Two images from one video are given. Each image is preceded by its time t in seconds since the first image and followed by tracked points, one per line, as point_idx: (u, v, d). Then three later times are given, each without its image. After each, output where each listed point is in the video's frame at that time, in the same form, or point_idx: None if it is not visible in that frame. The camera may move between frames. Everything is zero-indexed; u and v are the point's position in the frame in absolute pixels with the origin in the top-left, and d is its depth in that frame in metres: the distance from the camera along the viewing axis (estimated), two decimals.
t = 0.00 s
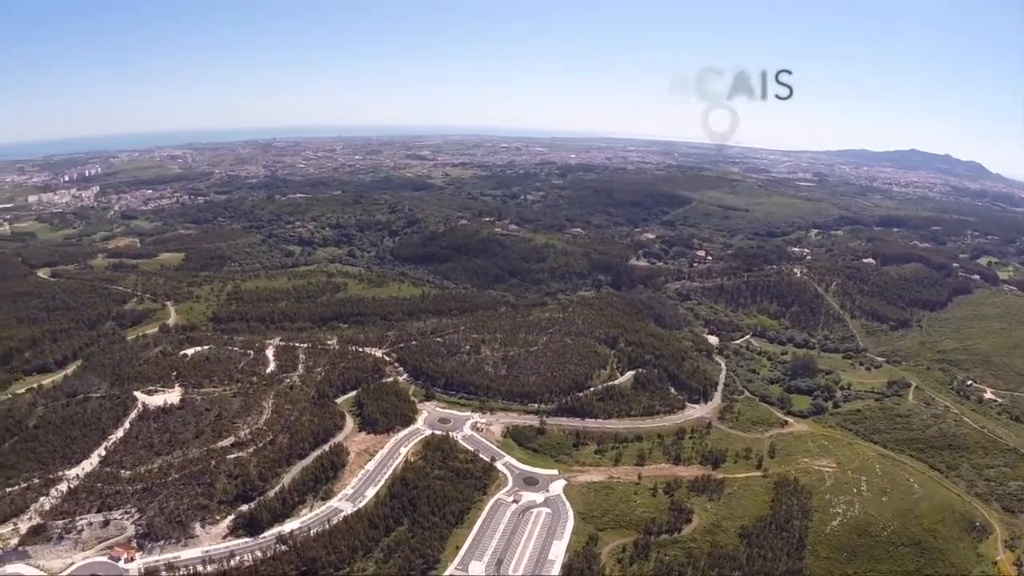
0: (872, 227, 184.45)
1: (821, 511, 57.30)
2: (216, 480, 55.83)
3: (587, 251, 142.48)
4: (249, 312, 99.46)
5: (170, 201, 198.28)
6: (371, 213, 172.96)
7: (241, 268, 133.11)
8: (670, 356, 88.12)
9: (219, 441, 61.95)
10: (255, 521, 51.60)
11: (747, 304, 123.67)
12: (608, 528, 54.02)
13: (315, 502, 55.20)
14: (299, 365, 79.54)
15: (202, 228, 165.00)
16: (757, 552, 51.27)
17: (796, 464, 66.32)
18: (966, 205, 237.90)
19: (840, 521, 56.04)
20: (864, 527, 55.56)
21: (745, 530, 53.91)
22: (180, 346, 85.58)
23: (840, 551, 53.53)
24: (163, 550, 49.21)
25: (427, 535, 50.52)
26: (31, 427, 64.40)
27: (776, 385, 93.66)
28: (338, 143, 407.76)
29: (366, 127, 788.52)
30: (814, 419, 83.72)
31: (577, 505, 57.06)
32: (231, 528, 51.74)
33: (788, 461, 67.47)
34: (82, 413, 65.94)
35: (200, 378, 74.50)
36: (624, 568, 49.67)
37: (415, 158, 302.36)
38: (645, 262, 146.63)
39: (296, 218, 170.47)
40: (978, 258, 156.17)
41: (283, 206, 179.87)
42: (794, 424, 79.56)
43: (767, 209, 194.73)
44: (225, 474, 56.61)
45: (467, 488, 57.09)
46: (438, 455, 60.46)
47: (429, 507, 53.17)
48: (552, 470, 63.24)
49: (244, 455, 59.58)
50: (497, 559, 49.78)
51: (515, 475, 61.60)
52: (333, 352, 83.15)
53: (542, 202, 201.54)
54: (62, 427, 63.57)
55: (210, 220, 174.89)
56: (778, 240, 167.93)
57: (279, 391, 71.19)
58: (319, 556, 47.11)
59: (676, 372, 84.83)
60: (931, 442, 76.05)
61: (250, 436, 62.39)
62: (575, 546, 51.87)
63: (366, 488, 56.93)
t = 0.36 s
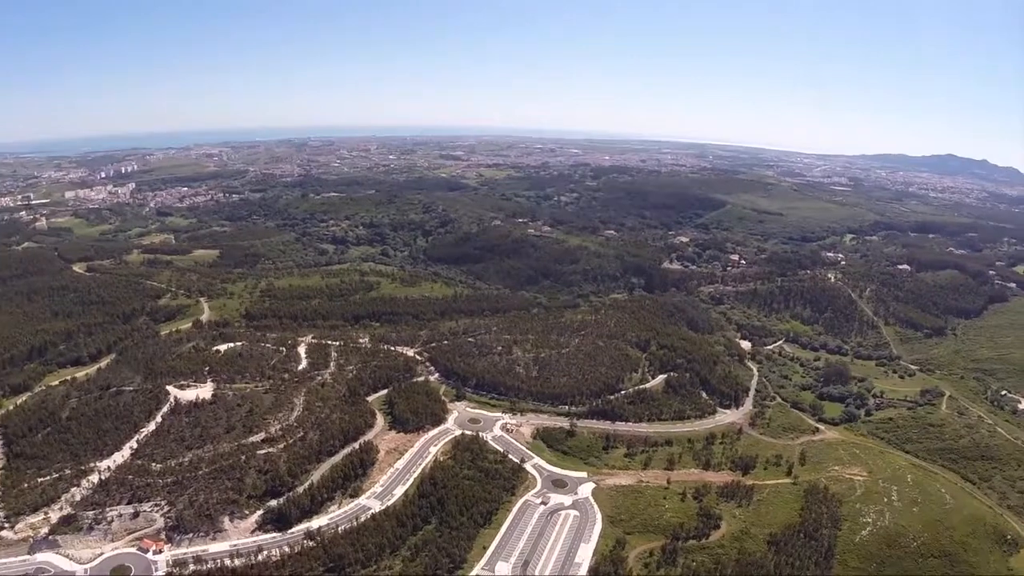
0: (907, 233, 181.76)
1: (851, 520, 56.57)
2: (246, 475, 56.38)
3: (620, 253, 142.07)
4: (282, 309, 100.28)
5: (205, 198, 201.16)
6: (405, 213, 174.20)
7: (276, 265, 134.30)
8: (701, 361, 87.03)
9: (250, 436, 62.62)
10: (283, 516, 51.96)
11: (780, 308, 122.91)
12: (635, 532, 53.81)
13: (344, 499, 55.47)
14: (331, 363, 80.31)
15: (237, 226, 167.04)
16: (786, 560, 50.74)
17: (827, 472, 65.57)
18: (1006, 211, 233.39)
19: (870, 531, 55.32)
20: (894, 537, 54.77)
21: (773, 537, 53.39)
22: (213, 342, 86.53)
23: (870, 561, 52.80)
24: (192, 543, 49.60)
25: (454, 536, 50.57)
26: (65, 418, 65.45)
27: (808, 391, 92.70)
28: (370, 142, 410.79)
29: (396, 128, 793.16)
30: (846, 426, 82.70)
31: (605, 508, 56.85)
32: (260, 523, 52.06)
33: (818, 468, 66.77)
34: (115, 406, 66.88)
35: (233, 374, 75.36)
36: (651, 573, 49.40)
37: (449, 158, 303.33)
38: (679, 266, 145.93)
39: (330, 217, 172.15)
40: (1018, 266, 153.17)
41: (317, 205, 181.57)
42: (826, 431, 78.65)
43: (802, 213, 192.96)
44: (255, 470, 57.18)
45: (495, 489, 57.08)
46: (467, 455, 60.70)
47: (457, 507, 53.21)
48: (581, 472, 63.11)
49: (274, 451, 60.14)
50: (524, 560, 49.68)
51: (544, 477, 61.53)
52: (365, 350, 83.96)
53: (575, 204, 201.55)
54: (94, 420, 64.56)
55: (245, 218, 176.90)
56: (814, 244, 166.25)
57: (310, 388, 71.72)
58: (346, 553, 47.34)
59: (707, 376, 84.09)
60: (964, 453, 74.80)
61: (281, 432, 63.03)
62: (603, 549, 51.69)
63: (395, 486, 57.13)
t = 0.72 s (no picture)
0: (946, 239, 178.46)
1: (883, 531, 55.80)
2: (278, 471, 56.77)
3: (656, 256, 141.26)
4: (318, 306, 100.85)
5: (243, 195, 203.59)
6: (440, 213, 175.04)
7: (312, 263, 134.94)
8: (736, 366, 85.94)
9: (283, 432, 63.14)
10: (315, 512, 52.13)
11: (816, 315, 121.77)
12: (665, 538, 53.46)
13: (375, 496, 55.59)
14: (365, 361, 80.86)
15: (274, 223, 168.60)
16: (816, 569, 50.13)
17: (861, 481, 64.67)
18: None
19: (902, 543, 54.53)
20: (927, 550, 53.96)
21: (804, 546, 52.77)
22: (249, 338, 87.48)
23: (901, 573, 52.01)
24: (223, 536, 49.73)
25: (484, 536, 50.48)
26: (100, 410, 66.39)
27: (843, 399, 91.55)
28: (409, 141, 412.65)
29: (427, 128, 796.33)
30: (880, 435, 81.55)
31: (636, 513, 56.58)
32: (291, 518, 52.19)
33: (852, 478, 65.87)
34: (151, 399, 67.63)
35: (267, 370, 76.04)
36: None
37: (484, 159, 303.93)
38: (715, 269, 144.83)
39: (367, 216, 173.42)
40: None
41: (355, 204, 182.92)
42: (860, 440, 77.71)
43: (839, 219, 190.82)
44: (287, 465, 57.61)
45: (526, 490, 56.93)
46: (499, 456, 60.82)
47: (488, 507, 53.19)
48: (613, 475, 62.85)
49: (306, 447, 60.60)
50: (553, 563, 49.46)
51: (575, 480, 61.30)
52: (399, 349, 84.48)
53: (611, 206, 201.21)
54: (130, 412, 65.20)
55: (282, 216, 178.54)
56: (851, 249, 164.14)
57: (344, 385, 72.49)
58: (376, 550, 47.37)
59: (742, 382, 82.70)
60: (1002, 466, 73.30)
61: (314, 429, 63.54)
62: (632, 553, 51.38)
63: (426, 485, 57.17)
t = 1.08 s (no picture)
0: (989, 247, 174.53)
1: (917, 544, 55.16)
2: (312, 467, 57.11)
3: (694, 260, 140.14)
4: (355, 305, 101.21)
5: (282, 193, 205.36)
6: (478, 214, 175.52)
7: (351, 261, 135.38)
8: (772, 373, 84.13)
9: (318, 428, 63.63)
10: (347, 509, 52.31)
11: (854, 322, 120.47)
12: (697, 545, 53.14)
13: (408, 495, 55.64)
14: (402, 359, 81.16)
15: (314, 221, 169.56)
16: None
17: (897, 492, 63.74)
18: None
19: (936, 556, 53.86)
20: (961, 564, 53.27)
21: (837, 556, 52.26)
22: (286, 334, 88.14)
23: None
24: (255, 530, 50.09)
25: (515, 537, 50.39)
26: (138, 402, 67.40)
27: (880, 408, 90.52)
28: (449, 142, 413.21)
29: (457, 128, 796.52)
30: (917, 446, 80.26)
31: (668, 519, 56.25)
32: (323, 514, 52.48)
33: (888, 488, 64.88)
34: (187, 392, 68.37)
35: (304, 366, 76.50)
36: None
37: (521, 160, 303.24)
38: (754, 275, 143.67)
39: (405, 216, 174.03)
40: None
41: (394, 203, 183.95)
42: (897, 450, 76.37)
43: (880, 225, 187.97)
44: (320, 461, 57.99)
45: (558, 493, 56.75)
46: (533, 457, 61.07)
47: (520, 509, 53.10)
48: (645, 480, 62.55)
49: (341, 444, 60.98)
50: (583, 566, 49.28)
51: (608, 484, 61.09)
52: (435, 348, 84.76)
53: (650, 209, 200.59)
54: (167, 405, 65.92)
55: (322, 214, 179.58)
56: (891, 257, 161.79)
57: (379, 383, 72.90)
58: (406, 548, 47.39)
59: (779, 389, 81.05)
60: None
61: (348, 426, 63.91)
62: (663, 559, 51.18)
63: (459, 485, 57.13)
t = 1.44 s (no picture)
0: None
1: (953, 558, 53.95)
2: (348, 463, 57.20)
3: (734, 264, 138.15)
4: (394, 304, 101.43)
5: (323, 191, 206.66)
6: (519, 214, 175.60)
7: (391, 258, 135.55)
8: (810, 380, 83.24)
9: (354, 426, 63.80)
10: (381, 506, 52.16)
11: (895, 331, 118.81)
12: (731, 552, 52.44)
13: (442, 493, 55.29)
14: (439, 359, 81.20)
15: (354, 219, 170.27)
16: None
17: (934, 505, 62.46)
18: None
19: (972, 571, 52.65)
20: None
21: (871, 568, 51.45)
22: (324, 332, 88.58)
23: None
24: (289, 524, 50.01)
25: (548, 539, 49.95)
26: (177, 395, 68.23)
27: (919, 419, 88.79)
28: (489, 143, 413.31)
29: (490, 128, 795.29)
30: (957, 458, 78.42)
31: (700, 524, 55.80)
32: (357, 511, 52.24)
33: (926, 501, 63.50)
34: (226, 387, 69.08)
35: (342, 364, 77.02)
36: None
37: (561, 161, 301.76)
38: (794, 280, 142.09)
39: (445, 216, 174.41)
40: None
41: (435, 203, 184.76)
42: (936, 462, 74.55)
43: (922, 232, 184.61)
44: (356, 458, 58.13)
45: (592, 496, 56.29)
46: (568, 460, 60.93)
47: (554, 511, 52.76)
48: (680, 485, 62.04)
49: (377, 442, 61.11)
50: (615, 570, 48.92)
51: (642, 488, 60.73)
52: (473, 349, 84.77)
53: (691, 211, 198.89)
54: (205, 398, 66.64)
55: (362, 213, 180.29)
56: (933, 265, 159.22)
57: (417, 382, 73.03)
58: (440, 546, 47.56)
59: (817, 397, 80.20)
60: None
61: (384, 424, 63.98)
62: (696, 565, 50.71)
63: (493, 486, 56.81)
